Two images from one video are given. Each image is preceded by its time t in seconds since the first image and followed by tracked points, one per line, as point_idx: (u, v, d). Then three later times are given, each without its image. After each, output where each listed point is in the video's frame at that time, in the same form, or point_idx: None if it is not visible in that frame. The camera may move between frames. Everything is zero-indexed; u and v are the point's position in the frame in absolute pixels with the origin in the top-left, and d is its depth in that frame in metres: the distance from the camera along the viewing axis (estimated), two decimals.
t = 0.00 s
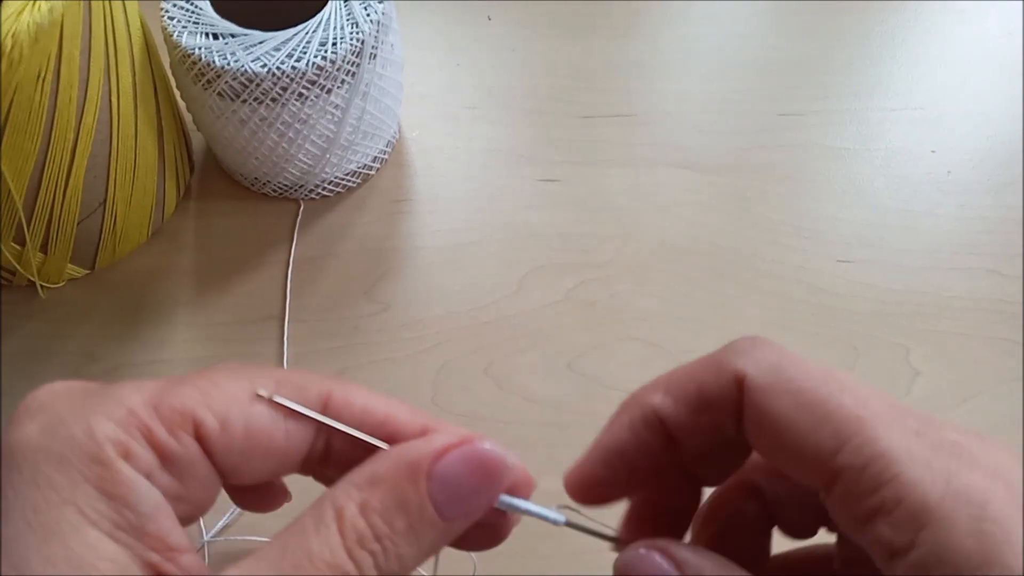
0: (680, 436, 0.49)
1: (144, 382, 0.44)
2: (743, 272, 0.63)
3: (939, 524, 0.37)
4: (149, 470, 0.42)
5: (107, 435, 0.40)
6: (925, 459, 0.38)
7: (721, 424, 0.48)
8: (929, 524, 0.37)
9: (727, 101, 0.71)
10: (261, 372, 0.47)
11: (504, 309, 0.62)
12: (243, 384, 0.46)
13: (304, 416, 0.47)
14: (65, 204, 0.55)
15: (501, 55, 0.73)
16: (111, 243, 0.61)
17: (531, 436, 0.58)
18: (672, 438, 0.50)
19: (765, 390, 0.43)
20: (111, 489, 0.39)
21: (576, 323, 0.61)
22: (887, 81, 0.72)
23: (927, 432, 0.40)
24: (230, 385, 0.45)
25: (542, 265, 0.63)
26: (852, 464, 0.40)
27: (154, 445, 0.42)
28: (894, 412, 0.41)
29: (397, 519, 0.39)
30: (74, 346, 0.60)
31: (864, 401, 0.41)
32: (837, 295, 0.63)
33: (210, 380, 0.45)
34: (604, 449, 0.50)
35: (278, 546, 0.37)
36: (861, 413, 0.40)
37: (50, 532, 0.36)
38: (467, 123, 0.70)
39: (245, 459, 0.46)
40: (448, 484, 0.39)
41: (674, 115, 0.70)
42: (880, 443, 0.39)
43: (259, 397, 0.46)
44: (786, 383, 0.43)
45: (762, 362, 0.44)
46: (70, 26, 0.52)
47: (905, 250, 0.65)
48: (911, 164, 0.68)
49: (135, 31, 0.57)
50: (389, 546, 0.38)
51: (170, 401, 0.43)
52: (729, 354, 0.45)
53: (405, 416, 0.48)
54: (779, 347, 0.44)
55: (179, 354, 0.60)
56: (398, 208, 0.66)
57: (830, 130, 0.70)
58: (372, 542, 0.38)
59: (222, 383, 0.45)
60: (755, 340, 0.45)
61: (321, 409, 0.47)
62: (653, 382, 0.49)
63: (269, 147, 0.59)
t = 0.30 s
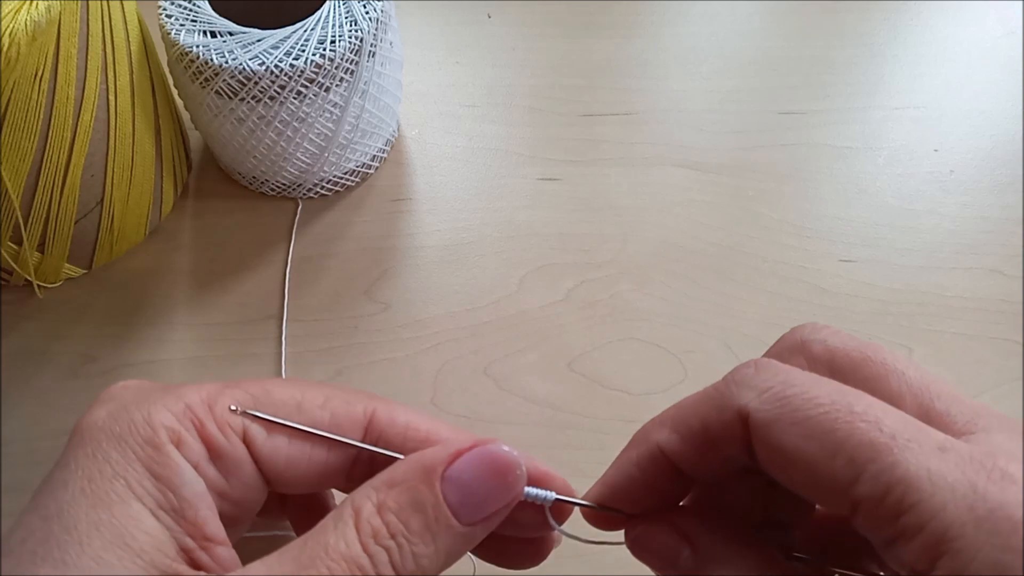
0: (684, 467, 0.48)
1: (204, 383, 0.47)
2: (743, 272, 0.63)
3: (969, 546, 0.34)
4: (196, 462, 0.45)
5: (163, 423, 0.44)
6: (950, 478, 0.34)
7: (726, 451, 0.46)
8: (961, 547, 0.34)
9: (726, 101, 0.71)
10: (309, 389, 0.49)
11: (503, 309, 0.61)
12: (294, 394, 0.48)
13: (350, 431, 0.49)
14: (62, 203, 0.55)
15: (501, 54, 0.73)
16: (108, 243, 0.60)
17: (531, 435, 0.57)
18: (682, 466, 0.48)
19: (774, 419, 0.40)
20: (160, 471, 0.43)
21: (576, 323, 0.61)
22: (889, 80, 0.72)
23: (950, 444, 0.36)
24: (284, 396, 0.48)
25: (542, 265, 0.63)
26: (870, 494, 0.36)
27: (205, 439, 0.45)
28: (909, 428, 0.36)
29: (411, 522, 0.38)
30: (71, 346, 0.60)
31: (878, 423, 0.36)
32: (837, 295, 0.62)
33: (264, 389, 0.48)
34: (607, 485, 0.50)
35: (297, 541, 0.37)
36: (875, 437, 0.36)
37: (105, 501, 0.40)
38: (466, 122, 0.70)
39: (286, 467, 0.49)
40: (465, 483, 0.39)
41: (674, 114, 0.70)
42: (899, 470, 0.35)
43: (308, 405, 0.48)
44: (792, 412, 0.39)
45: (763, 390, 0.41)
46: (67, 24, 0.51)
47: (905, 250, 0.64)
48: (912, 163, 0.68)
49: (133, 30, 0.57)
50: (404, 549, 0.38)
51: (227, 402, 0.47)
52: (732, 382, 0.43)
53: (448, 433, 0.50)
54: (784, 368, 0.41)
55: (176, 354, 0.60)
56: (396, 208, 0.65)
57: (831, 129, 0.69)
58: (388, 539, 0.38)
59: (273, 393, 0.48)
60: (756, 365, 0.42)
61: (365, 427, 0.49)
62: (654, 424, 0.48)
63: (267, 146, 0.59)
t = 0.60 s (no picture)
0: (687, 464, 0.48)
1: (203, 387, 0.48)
2: (744, 272, 0.63)
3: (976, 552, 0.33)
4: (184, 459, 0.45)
5: (154, 419, 0.44)
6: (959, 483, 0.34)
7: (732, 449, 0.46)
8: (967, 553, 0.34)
9: (727, 101, 0.71)
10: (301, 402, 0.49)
11: (504, 309, 0.61)
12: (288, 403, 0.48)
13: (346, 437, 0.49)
14: (61, 203, 0.55)
15: (501, 54, 0.73)
16: (108, 243, 0.60)
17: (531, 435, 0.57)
18: (688, 461, 0.48)
19: (780, 418, 0.40)
20: (148, 465, 0.43)
21: (576, 323, 0.61)
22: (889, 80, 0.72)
23: (962, 449, 0.35)
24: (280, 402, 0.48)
25: (542, 265, 0.63)
26: (878, 497, 0.36)
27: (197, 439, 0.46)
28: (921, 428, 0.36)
29: (388, 526, 0.38)
30: (71, 345, 0.60)
31: (888, 425, 0.36)
32: (838, 295, 0.62)
33: (260, 397, 0.48)
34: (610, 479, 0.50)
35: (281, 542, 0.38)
36: (884, 441, 0.36)
37: (89, 486, 0.40)
38: (466, 122, 0.70)
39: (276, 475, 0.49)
40: (445, 490, 0.38)
41: (674, 113, 0.70)
42: (907, 476, 0.35)
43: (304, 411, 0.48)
44: (800, 411, 0.39)
45: (771, 389, 0.40)
46: (67, 25, 0.51)
47: (905, 249, 0.64)
48: (912, 163, 0.68)
49: (133, 30, 0.57)
50: (380, 551, 0.37)
51: (220, 405, 0.47)
52: (741, 380, 0.42)
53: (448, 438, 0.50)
54: (794, 365, 0.40)
55: (176, 354, 0.60)
56: (396, 208, 0.65)
57: (831, 129, 0.69)
58: (364, 542, 0.37)
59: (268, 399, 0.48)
60: (765, 362, 0.42)
61: (359, 439, 0.49)
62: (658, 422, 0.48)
63: (267, 146, 0.59)
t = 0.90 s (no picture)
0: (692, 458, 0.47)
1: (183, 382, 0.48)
2: (744, 272, 0.63)
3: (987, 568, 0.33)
4: (157, 459, 0.45)
5: (125, 418, 0.44)
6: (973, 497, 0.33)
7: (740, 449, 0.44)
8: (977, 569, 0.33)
9: (726, 101, 0.71)
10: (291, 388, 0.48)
11: (504, 309, 0.61)
12: (269, 392, 0.47)
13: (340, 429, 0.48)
14: (61, 204, 0.55)
15: (501, 54, 0.73)
16: (108, 243, 0.60)
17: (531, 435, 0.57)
18: (695, 456, 0.47)
19: (790, 424, 0.38)
20: (110, 464, 0.43)
21: (577, 324, 0.61)
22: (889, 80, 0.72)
23: (978, 463, 0.34)
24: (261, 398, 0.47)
25: (542, 265, 0.63)
26: (888, 512, 0.35)
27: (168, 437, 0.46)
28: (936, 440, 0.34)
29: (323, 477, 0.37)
30: (72, 346, 0.60)
31: (902, 438, 0.35)
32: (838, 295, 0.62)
33: (240, 390, 0.48)
34: (612, 467, 0.49)
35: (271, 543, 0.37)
36: (898, 454, 0.34)
37: (48, 485, 0.40)
38: (466, 122, 0.70)
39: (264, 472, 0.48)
40: (377, 433, 0.37)
41: (674, 114, 0.70)
42: (920, 492, 0.34)
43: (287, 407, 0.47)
44: (811, 420, 0.37)
45: (780, 392, 0.39)
46: (67, 24, 0.51)
47: (906, 250, 0.64)
48: (912, 163, 0.68)
49: (132, 30, 0.57)
50: (319, 506, 0.36)
51: (196, 403, 0.47)
52: (752, 381, 0.41)
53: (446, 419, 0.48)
54: (807, 366, 0.39)
55: (176, 354, 0.60)
56: (396, 208, 0.65)
57: (831, 129, 0.69)
58: (300, 498, 0.36)
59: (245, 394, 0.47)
60: (776, 361, 0.40)
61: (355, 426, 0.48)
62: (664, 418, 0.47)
63: (267, 146, 0.59)
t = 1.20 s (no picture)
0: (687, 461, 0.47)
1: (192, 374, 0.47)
2: (744, 272, 0.63)
3: None
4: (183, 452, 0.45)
5: (149, 414, 0.44)
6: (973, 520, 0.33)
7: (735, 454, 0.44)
8: None
9: (726, 101, 0.71)
10: (298, 381, 0.49)
11: (504, 309, 0.61)
12: (280, 388, 0.48)
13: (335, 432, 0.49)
14: (61, 204, 0.55)
15: (501, 54, 0.73)
16: (108, 243, 0.60)
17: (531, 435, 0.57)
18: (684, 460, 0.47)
19: (786, 431, 0.38)
20: (151, 460, 0.42)
21: (577, 325, 0.61)
22: (888, 81, 0.72)
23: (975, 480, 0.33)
24: (271, 391, 0.48)
25: (542, 264, 0.63)
26: (880, 526, 0.35)
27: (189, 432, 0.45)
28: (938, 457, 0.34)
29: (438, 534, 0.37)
30: (72, 346, 0.60)
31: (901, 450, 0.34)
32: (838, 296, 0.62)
33: (251, 382, 0.48)
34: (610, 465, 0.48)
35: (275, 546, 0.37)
36: (894, 468, 0.34)
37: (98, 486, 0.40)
38: (466, 122, 0.70)
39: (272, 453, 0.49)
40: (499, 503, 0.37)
41: (674, 113, 0.70)
42: (914, 507, 0.33)
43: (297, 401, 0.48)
44: (809, 429, 0.37)
45: (778, 399, 0.39)
46: (67, 25, 0.51)
47: (906, 250, 0.64)
48: (912, 163, 0.68)
49: (133, 30, 0.57)
50: (429, 556, 0.37)
51: (212, 394, 0.47)
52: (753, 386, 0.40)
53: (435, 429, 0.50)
54: (808, 373, 0.38)
55: (176, 354, 0.60)
56: (396, 208, 0.65)
57: (831, 129, 0.69)
58: (413, 548, 0.36)
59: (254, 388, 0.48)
60: (776, 367, 0.40)
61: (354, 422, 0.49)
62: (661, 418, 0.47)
63: (267, 146, 0.59)
